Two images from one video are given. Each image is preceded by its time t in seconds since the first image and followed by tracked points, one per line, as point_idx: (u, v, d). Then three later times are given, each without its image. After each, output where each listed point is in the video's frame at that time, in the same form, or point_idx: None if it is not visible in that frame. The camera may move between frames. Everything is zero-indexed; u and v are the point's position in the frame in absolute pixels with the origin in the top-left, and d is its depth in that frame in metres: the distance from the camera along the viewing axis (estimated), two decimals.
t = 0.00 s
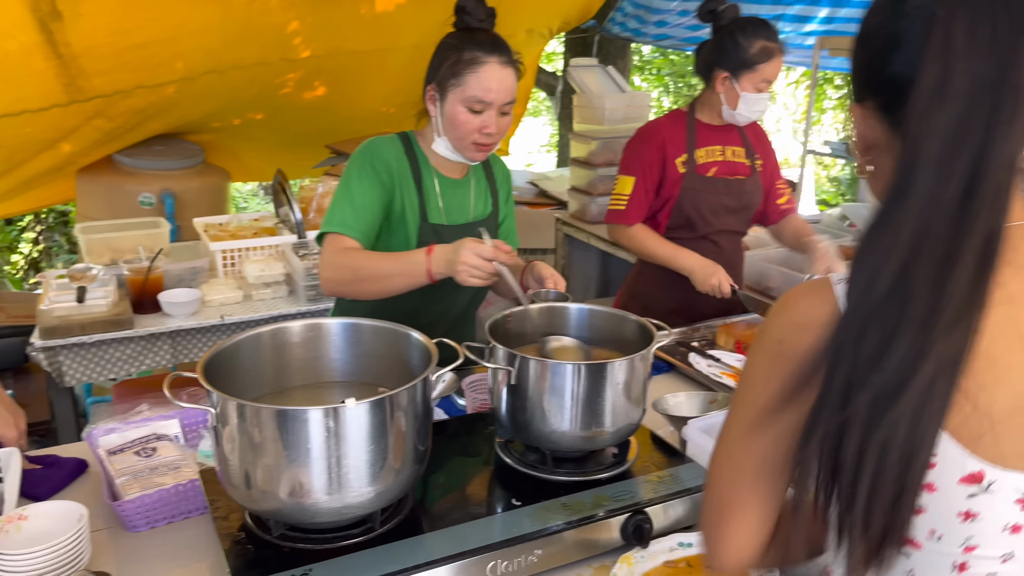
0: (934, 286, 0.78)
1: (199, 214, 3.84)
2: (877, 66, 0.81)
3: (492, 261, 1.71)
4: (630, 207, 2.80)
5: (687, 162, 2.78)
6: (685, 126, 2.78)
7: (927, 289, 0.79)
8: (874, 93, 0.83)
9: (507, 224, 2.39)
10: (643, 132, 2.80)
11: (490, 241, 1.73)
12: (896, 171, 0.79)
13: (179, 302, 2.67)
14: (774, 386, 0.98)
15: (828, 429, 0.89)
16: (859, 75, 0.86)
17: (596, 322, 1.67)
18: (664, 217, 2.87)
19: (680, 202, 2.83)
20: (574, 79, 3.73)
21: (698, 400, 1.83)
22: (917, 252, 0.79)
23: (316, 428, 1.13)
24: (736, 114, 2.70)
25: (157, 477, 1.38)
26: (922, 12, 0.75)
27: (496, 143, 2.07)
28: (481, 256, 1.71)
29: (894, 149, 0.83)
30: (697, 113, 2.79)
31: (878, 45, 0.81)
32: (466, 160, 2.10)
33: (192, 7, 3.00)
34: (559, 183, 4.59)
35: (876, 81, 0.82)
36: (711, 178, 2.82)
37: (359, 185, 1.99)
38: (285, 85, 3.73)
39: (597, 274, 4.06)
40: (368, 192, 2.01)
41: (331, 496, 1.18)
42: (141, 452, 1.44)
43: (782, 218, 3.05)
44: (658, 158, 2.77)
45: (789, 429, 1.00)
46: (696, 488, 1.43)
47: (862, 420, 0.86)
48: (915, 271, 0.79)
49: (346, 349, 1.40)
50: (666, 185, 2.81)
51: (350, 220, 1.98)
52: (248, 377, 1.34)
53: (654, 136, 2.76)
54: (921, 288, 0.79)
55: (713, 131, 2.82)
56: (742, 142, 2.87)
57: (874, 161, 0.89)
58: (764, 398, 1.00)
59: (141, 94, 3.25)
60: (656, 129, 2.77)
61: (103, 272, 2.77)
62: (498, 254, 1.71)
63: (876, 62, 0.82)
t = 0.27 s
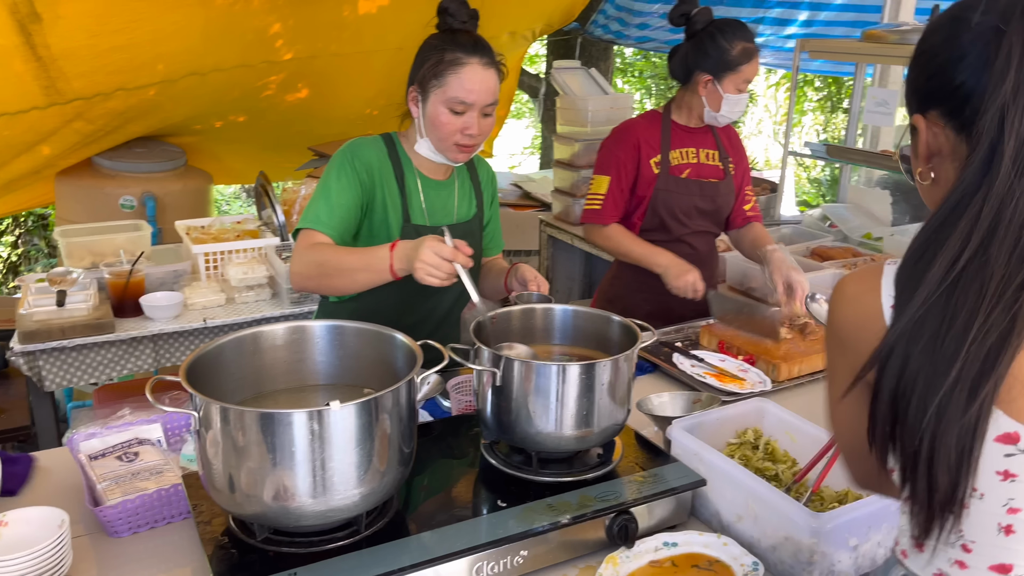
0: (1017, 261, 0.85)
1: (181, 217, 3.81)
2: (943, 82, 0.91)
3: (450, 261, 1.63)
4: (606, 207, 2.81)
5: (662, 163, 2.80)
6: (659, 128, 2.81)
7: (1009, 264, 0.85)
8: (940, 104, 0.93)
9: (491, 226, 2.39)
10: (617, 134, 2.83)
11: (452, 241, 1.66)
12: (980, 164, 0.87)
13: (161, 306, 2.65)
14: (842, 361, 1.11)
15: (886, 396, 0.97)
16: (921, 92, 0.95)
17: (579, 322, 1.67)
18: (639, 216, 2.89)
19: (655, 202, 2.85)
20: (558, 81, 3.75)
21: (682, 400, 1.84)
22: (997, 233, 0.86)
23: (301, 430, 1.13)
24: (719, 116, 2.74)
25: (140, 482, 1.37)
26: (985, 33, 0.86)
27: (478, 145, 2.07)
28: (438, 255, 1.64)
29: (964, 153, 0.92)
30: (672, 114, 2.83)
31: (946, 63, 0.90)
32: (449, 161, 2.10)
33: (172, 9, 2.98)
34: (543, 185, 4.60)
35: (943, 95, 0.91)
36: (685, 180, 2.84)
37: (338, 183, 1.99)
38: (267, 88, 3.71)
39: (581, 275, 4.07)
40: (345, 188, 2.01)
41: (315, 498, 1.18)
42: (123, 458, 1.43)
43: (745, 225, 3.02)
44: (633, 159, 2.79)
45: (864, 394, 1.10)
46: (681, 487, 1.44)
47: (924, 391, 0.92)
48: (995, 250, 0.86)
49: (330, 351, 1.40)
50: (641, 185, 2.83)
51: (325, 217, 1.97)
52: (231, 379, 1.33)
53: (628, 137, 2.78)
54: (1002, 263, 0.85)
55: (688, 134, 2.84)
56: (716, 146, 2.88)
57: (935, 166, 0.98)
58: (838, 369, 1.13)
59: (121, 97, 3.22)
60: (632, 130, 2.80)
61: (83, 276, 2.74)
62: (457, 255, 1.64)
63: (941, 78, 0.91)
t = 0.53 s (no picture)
0: None
1: (161, 218, 3.77)
2: (963, 87, 0.93)
3: (432, 265, 1.59)
4: (579, 201, 2.83)
5: (649, 164, 2.81)
6: (646, 129, 2.82)
7: None
8: (960, 110, 0.95)
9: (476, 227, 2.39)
10: (604, 133, 2.84)
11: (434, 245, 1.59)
12: (1005, 164, 0.89)
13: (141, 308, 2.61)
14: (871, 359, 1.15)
15: (913, 387, 0.99)
16: (940, 98, 0.97)
17: (563, 323, 1.68)
18: (624, 216, 2.90)
19: (642, 204, 2.86)
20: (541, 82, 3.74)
21: (667, 400, 1.85)
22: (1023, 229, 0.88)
23: (284, 432, 1.12)
24: (704, 118, 2.75)
25: (121, 486, 1.35)
26: (1004, 41, 0.89)
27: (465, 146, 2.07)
28: (420, 259, 1.59)
29: (986, 156, 0.95)
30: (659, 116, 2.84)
31: (966, 70, 0.92)
32: (436, 163, 2.09)
33: (153, 8, 2.95)
34: (526, 186, 4.60)
35: (963, 99, 0.94)
36: (671, 182, 2.86)
37: (324, 185, 1.98)
38: (248, 89, 3.68)
39: (565, 276, 4.08)
40: (331, 189, 2.00)
41: (299, 501, 1.17)
42: (104, 462, 1.41)
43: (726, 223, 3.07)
44: (619, 160, 2.80)
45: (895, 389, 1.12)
46: (667, 487, 1.44)
47: (950, 382, 0.94)
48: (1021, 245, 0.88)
49: (314, 352, 1.39)
50: (627, 185, 2.84)
51: (312, 219, 1.96)
52: (215, 382, 1.32)
53: (614, 137, 2.79)
54: None
55: (674, 135, 2.86)
56: (700, 149, 2.92)
57: (954, 170, 1.00)
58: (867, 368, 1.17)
59: (100, 97, 3.18)
60: (618, 131, 2.80)
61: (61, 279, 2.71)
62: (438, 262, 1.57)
63: (960, 85, 0.94)
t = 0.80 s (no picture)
0: None
1: (144, 219, 3.74)
2: (970, 80, 0.89)
3: (441, 276, 1.56)
4: (570, 198, 2.81)
5: (642, 165, 2.82)
6: (640, 128, 2.83)
7: None
8: (965, 104, 0.90)
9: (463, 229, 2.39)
10: (598, 132, 2.83)
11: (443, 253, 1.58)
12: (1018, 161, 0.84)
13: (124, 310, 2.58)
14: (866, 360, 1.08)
15: (926, 390, 0.93)
16: (942, 93, 0.92)
17: (550, 324, 1.67)
18: (619, 218, 2.89)
19: (635, 204, 2.86)
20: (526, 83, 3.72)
21: (653, 400, 1.85)
22: None
23: (267, 435, 1.10)
24: (693, 116, 2.74)
25: (101, 491, 1.33)
26: (1012, 35, 0.85)
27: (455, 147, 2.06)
28: (428, 269, 1.57)
29: (992, 153, 0.90)
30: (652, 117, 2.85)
31: (974, 62, 0.88)
32: (426, 165, 2.08)
33: (135, 6, 2.91)
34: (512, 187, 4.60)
35: (970, 93, 0.89)
36: (664, 183, 2.86)
37: (318, 186, 1.97)
38: (232, 88, 3.65)
39: (551, 276, 4.08)
40: (325, 191, 1.98)
41: (283, 505, 1.15)
42: (84, 466, 1.39)
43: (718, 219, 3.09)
44: (613, 159, 2.79)
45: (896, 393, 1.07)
46: (653, 488, 1.44)
47: (967, 383, 0.88)
48: None
49: (298, 354, 1.38)
50: (620, 185, 2.83)
51: (310, 221, 1.94)
52: (197, 385, 1.31)
53: (609, 137, 2.79)
54: None
55: (667, 136, 2.87)
56: (692, 149, 2.93)
57: (957, 165, 0.95)
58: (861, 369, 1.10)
59: (81, 96, 3.14)
60: (612, 131, 2.80)
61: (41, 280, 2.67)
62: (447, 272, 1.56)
63: (966, 78, 0.89)
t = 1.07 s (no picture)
0: None
1: (131, 219, 3.71)
2: (989, 72, 0.84)
3: (468, 275, 1.60)
4: (572, 190, 2.84)
5: (641, 162, 2.83)
6: (644, 126, 2.84)
7: None
8: (980, 96, 0.86)
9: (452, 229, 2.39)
10: (601, 127, 2.85)
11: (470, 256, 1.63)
12: None
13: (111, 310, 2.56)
14: (864, 355, 1.03)
15: (938, 388, 0.89)
16: (952, 85, 0.88)
17: (539, 323, 1.67)
18: (608, 209, 2.92)
19: (629, 196, 2.86)
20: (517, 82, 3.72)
21: (644, 400, 1.86)
22: None
23: (256, 435, 1.10)
24: (702, 109, 2.72)
25: (88, 492, 1.32)
26: None
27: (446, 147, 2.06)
28: (457, 269, 1.61)
29: (1008, 146, 0.87)
30: (658, 117, 2.86)
31: (989, 54, 0.84)
32: (417, 165, 2.08)
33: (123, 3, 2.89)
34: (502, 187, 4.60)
35: (983, 86, 0.85)
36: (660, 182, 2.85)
37: (316, 185, 1.95)
38: (221, 87, 3.64)
39: (542, 276, 4.08)
40: (324, 192, 1.97)
41: (272, 505, 1.15)
42: (71, 467, 1.38)
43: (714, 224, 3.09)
44: (613, 153, 2.82)
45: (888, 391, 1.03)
46: (643, 487, 1.44)
47: (983, 379, 0.85)
48: None
49: (287, 354, 1.37)
50: (617, 181, 2.85)
51: (314, 222, 1.92)
52: (185, 387, 1.30)
53: (612, 132, 2.81)
54: None
55: (671, 138, 2.86)
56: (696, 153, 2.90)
57: (967, 158, 0.91)
58: (859, 365, 1.05)
59: (68, 95, 3.12)
60: (616, 125, 2.82)
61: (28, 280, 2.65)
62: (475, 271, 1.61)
63: (984, 69, 0.85)
